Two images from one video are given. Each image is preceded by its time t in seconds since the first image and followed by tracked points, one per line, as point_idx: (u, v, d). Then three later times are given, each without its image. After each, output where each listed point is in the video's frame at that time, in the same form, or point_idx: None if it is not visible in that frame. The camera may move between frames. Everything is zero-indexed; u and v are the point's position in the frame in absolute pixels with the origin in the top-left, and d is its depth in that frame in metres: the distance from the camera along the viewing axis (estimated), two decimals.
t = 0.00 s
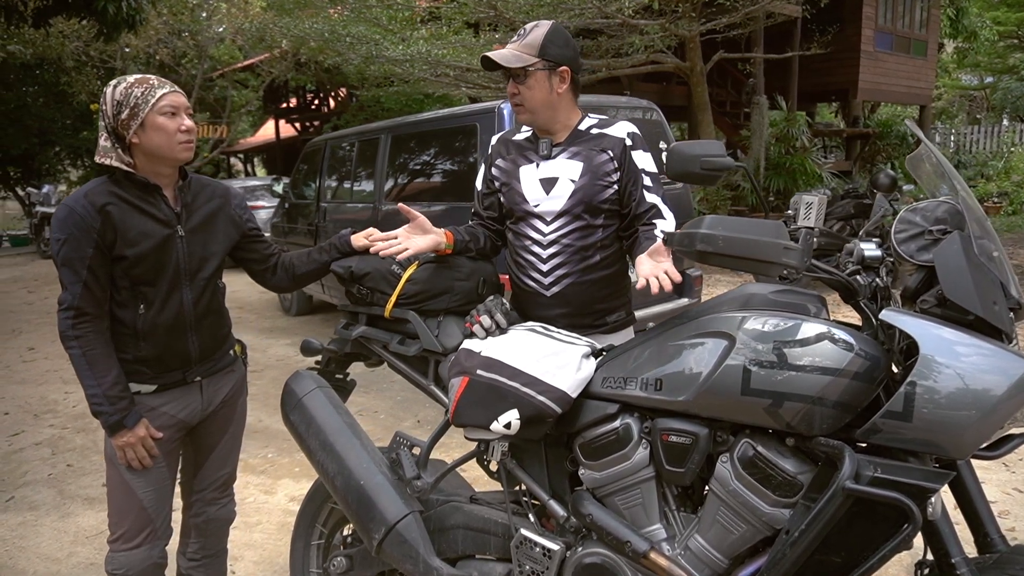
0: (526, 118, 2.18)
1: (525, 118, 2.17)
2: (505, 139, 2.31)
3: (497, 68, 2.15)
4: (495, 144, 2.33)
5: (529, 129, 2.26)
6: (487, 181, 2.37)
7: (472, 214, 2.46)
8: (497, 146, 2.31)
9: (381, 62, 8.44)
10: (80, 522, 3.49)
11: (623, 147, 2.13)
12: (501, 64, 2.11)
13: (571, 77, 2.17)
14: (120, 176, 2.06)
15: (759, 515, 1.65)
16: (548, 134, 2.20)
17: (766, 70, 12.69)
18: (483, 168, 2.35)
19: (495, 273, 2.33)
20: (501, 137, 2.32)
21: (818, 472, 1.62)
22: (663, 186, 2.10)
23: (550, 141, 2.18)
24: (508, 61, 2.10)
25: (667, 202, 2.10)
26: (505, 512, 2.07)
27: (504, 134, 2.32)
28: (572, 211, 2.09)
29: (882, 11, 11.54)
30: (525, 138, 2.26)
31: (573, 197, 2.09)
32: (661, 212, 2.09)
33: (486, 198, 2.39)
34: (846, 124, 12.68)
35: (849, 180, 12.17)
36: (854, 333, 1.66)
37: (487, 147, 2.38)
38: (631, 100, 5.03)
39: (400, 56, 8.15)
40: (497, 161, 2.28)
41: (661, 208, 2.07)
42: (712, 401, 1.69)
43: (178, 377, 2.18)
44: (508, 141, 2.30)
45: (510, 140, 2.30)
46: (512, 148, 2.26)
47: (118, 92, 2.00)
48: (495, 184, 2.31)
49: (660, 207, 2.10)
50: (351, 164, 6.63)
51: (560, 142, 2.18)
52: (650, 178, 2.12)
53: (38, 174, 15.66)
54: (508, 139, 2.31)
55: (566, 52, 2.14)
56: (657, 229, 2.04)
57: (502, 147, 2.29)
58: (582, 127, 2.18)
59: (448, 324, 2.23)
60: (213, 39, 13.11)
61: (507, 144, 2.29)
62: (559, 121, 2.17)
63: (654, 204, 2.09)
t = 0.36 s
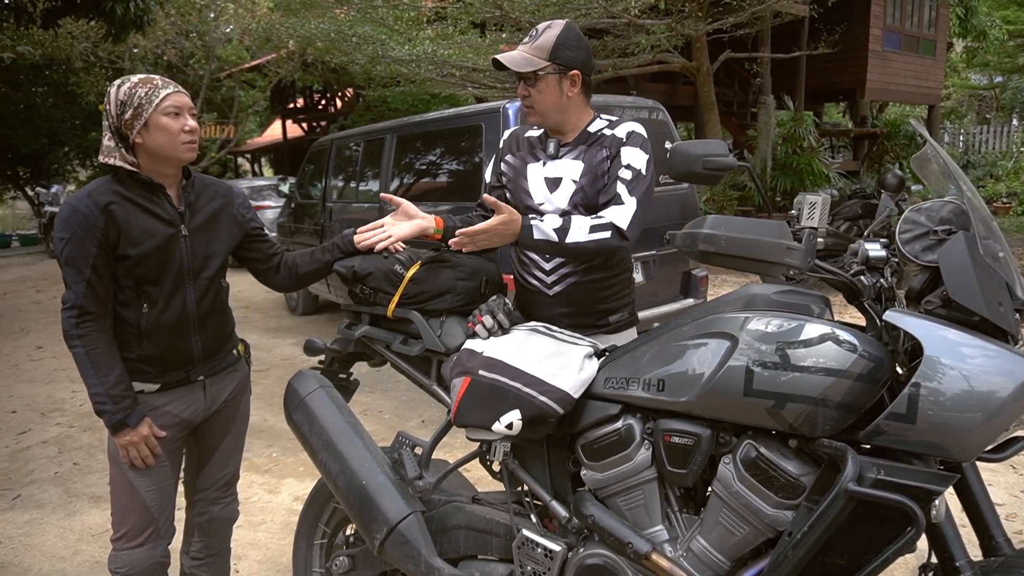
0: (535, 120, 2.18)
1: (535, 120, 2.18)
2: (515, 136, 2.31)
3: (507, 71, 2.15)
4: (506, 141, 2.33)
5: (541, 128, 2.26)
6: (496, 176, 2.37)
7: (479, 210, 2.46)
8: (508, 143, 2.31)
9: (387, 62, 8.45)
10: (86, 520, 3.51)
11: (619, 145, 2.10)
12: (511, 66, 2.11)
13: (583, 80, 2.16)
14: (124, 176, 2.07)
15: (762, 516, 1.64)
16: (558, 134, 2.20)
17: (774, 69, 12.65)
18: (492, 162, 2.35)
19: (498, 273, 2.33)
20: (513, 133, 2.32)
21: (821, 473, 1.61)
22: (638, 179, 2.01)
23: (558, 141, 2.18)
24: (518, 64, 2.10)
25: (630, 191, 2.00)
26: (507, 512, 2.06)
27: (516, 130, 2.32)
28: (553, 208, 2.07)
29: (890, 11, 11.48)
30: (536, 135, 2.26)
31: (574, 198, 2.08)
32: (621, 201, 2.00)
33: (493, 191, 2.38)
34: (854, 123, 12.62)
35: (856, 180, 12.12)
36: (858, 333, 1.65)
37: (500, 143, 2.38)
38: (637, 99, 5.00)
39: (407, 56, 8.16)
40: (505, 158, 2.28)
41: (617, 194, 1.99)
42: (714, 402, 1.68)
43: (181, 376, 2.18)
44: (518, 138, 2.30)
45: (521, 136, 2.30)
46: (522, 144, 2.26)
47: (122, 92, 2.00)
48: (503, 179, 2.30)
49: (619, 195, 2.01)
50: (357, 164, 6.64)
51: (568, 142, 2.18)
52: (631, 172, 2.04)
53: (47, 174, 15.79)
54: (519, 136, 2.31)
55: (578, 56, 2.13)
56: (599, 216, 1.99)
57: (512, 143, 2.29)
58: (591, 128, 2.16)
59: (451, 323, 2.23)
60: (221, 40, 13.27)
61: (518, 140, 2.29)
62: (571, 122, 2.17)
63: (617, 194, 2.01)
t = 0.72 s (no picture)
0: (531, 117, 2.18)
1: (532, 117, 2.18)
2: (518, 136, 2.33)
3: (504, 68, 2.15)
4: (509, 141, 2.34)
5: (542, 128, 2.27)
6: (497, 176, 2.36)
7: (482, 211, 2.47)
8: (511, 143, 2.33)
9: (393, 62, 8.47)
10: (91, 518, 3.52)
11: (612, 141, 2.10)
12: (507, 63, 2.11)
13: (580, 77, 2.15)
14: (126, 176, 2.07)
15: (762, 518, 1.63)
16: (557, 134, 2.21)
17: (781, 69, 12.60)
18: (494, 162, 2.35)
19: (501, 273, 2.33)
20: (515, 133, 2.34)
21: (822, 475, 1.60)
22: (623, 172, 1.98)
23: (557, 141, 2.19)
24: (515, 61, 2.10)
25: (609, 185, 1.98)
26: (507, 512, 2.06)
27: (518, 131, 2.34)
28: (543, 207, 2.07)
29: (898, 10, 11.42)
30: (538, 136, 2.28)
31: (570, 197, 2.08)
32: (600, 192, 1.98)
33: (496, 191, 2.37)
34: (862, 123, 12.55)
35: (864, 180, 12.05)
36: (859, 334, 1.64)
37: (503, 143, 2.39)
38: (642, 99, 4.98)
39: (413, 56, 8.18)
40: (507, 159, 2.29)
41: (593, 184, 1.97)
42: (715, 403, 1.67)
43: (184, 376, 2.19)
44: (521, 138, 2.31)
45: (523, 136, 2.31)
46: (524, 144, 2.28)
47: (124, 92, 2.01)
48: (504, 180, 2.31)
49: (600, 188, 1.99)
50: (363, 164, 6.65)
51: (567, 142, 2.18)
52: (618, 165, 2.01)
53: (56, 174, 15.88)
54: (522, 136, 2.32)
55: (574, 53, 2.12)
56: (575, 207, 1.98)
57: (514, 144, 2.31)
58: (589, 126, 2.17)
59: (452, 323, 2.23)
60: (227, 39, 13.34)
61: (520, 141, 2.31)
62: (568, 120, 2.17)
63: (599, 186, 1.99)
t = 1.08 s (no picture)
0: (530, 120, 2.19)
1: (530, 120, 2.18)
2: (515, 139, 2.33)
3: (499, 75, 2.16)
4: (506, 145, 2.35)
5: (538, 131, 2.27)
6: (496, 181, 2.40)
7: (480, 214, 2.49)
8: (508, 147, 2.34)
9: (399, 63, 8.48)
10: (97, 517, 3.54)
11: (622, 147, 2.11)
12: (502, 71, 2.12)
13: (576, 77, 2.16)
14: (129, 176, 2.08)
15: (762, 521, 1.62)
16: (555, 135, 2.21)
17: (788, 69, 12.55)
18: (491, 168, 2.37)
19: (503, 275, 2.33)
20: (512, 137, 2.34)
21: (823, 479, 1.59)
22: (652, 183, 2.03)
23: (556, 142, 2.20)
24: (510, 68, 2.11)
25: (648, 197, 2.03)
26: (507, 514, 2.06)
27: (514, 133, 2.34)
28: (565, 214, 2.09)
29: (907, 9, 11.34)
30: (534, 138, 2.27)
31: (573, 201, 2.10)
32: (639, 205, 2.02)
33: (493, 196, 2.42)
34: (870, 123, 12.47)
35: (872, 181, 11.98)
36: (861, 337, 1.62)
37: (500, 147, 2.40)
38: (648, 99, 4.96)
39: (419, 56, 8.19)
40: (505, 163, 2.31)
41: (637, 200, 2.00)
42: (715, 405, 1.67)
43: (186, 376, 2.19)
44: (518, 141, 2.31)
45: (520, 139, 2.32)
46: (521, 148, 2.28)
47: (127, 93, 2.02)
48: (503, 183, 2.33)
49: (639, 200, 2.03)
50: (369, 164, 6.66)
51: (565, 143, 2.19)
52: (642, 175, 2.06)
53: (67, 174, 15.96)
54: (519, 139, 2.32)
55: (567, 54, 2.13)
56: (620, 220, 1.99)
57: (511, 148, 2.31)
58: (587, 127, 2.18)
59: (453, 324, 2.23)
60: (235, 41, 13.56)
61: (518, 144, 2.31)
62: (566, 121, 2.18)
63: (634, 198, 2.03)
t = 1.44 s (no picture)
0: (527, 118, 2.17)
1: (528, 119, 2.17)
2: (512, 140, 2.32)
3: (497, 70, 2.14)
4: (503, 146, 2.33)
5: (536, 131, 2.25)
6: (494, 183, 2.39)
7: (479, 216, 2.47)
8: (506, 148, 2.31)
9: (406, 62, 8.48)
10: (100, 516, 3.55)
11: (624, 148, 2.10)
12: (500, 65, 2.10)
13: (573, 75, 2.14)
14: (128, 177, 2.08)
15: (760, 527, 1.60)
16: (553, 135, 2.19)
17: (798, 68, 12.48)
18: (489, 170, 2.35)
19: (502, 276, 2.32)
20: (509, 138, 2.32)
21: (822, 485, 1.56)
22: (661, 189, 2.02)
23: (553, 143, 2.17)
24: (507, 63, 2.09)
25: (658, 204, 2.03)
26: (505, 517, 2.04)
27: (511, 135, 2.32)
28: (571, 219, 2.09)
29: (918, 7, 11.25)
30: (531, 139, 2.25)
31: (574, 202, 2.09)
32: (652, 214, 2.02)
33: (492, 199, 2.41)
34: (881, 123, 12.37)
35: (882, 181, 11.88)
36: (861, 341, 1.60)
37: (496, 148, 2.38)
38: (655, 99, 4.92)
39: (425, 56, 8.19)
40: (502, 164, 2.29)
41: (650, 208, 2.00)
42: (713, 409, 1.64)
43: (184, 376, 2.19)
44: (515, 142, 2.29)
45: (516, 140, 2.30)
46: (518, 149, 2.26)
47: (130, 96, 2.00)
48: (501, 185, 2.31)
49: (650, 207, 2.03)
50: (375, 164, 6.66)
51: (563, 143, 2.17)
52: (648, 179, 2.05)
53: (78, 174, 16.07)
54: (516, 140, 2.30)
55: (566, 52, 2.11)
56: (637, 231, 1.98)
57: (508, 149, 2.29)
58: (585, 127, 2.16)
59: (452, 326, 2.22)
60: (244, 40, 13.64)
61: (514, 145, 2.29)
62: (563, 120, 2.16)
63: (644, 204, 2.03)
